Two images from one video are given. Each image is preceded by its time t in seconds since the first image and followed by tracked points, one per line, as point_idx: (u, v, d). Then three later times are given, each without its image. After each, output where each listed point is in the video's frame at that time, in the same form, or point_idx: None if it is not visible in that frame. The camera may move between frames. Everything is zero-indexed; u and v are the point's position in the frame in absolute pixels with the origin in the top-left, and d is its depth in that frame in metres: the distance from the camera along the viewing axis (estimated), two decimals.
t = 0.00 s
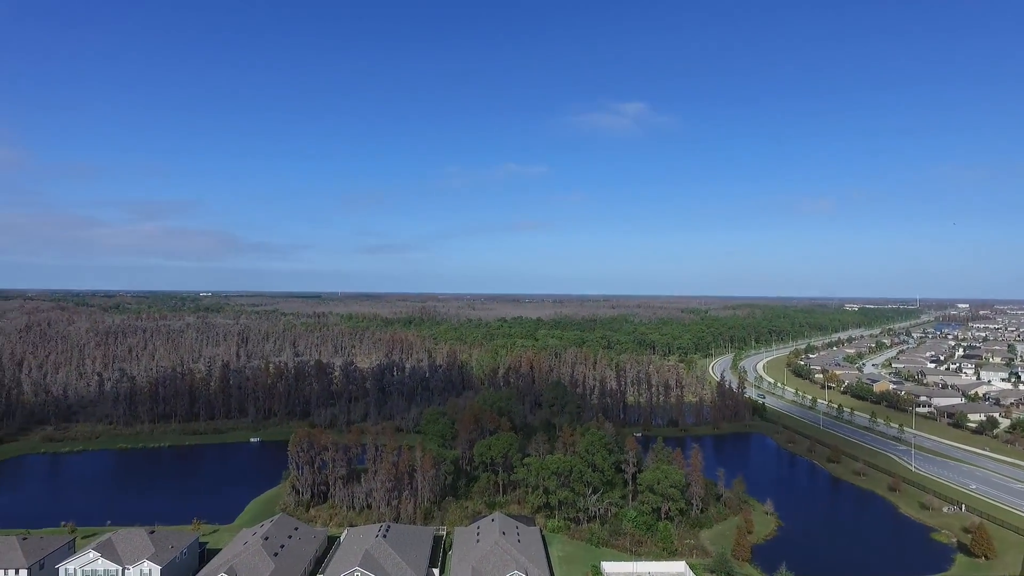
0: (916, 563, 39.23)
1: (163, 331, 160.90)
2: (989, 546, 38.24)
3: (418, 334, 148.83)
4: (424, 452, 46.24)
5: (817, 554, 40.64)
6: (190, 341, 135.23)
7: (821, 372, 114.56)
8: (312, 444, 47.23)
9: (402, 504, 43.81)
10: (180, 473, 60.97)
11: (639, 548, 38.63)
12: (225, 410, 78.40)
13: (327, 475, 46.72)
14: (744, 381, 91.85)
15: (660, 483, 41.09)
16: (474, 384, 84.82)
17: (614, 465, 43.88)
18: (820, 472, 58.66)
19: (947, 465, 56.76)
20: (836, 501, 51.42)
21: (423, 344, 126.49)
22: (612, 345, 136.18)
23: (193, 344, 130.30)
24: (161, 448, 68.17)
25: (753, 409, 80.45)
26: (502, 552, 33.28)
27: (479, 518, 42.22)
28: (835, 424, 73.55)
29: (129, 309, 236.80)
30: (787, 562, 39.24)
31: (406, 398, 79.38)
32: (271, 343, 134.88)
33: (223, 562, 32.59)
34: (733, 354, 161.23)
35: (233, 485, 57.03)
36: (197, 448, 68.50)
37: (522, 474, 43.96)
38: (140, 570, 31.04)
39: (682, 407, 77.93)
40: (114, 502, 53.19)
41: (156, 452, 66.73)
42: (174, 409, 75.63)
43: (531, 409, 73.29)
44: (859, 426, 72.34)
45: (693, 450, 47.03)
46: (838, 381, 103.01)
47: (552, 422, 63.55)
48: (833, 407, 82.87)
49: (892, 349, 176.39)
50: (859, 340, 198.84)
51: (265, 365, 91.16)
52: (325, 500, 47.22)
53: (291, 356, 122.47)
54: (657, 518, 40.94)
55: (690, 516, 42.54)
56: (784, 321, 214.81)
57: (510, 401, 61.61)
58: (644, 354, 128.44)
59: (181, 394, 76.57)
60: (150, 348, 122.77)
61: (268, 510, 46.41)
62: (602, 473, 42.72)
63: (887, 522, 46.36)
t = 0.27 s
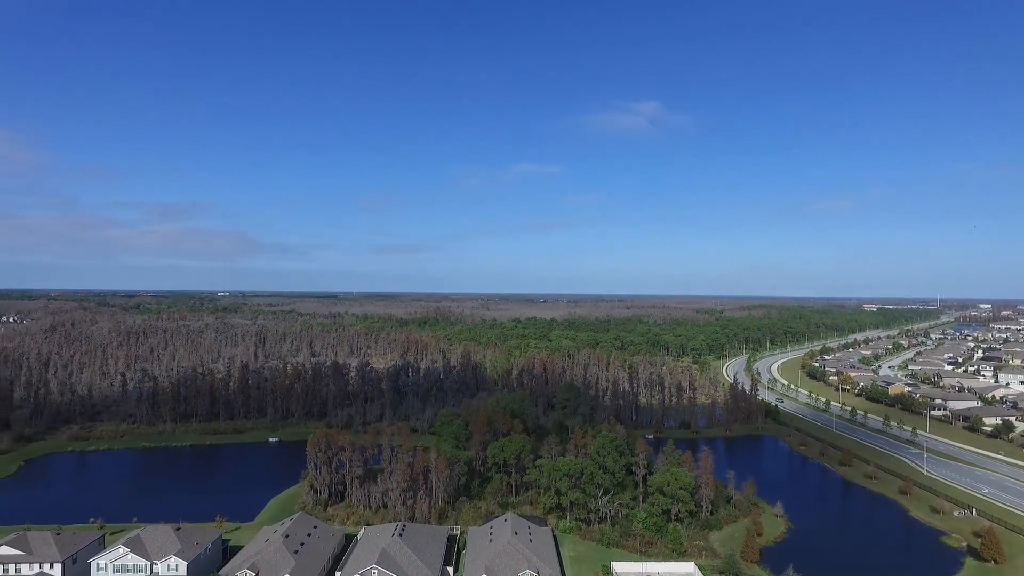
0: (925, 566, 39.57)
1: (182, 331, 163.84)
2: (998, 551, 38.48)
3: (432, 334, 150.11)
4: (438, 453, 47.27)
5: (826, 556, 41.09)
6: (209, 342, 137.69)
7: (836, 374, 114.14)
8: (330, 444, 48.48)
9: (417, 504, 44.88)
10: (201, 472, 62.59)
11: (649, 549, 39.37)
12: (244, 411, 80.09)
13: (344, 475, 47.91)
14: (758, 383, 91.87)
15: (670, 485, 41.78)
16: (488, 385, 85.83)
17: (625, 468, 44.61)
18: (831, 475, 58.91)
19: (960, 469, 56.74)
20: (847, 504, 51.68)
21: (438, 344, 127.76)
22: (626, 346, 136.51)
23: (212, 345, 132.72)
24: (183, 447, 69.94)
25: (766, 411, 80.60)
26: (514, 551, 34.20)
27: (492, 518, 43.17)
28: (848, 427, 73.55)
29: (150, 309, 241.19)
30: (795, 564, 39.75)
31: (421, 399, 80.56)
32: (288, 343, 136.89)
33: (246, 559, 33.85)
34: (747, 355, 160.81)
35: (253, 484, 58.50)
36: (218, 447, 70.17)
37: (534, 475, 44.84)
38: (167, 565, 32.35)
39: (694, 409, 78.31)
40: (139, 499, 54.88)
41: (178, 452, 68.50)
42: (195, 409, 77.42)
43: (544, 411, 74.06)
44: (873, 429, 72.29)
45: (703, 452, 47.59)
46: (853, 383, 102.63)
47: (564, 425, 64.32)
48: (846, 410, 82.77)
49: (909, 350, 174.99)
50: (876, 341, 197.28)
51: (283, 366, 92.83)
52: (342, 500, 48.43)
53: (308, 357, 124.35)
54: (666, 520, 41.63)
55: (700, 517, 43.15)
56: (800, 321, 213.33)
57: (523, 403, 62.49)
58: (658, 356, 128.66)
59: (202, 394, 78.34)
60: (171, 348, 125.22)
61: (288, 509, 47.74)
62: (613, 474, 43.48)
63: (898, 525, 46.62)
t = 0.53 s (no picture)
0: (937, 570, 39.85)
1: (204, 332, 167.09)
2: (1011, 555, 38.63)
3: (448, 335, 151.55)
4: (454, 454, 48.32)
5: (837, 559, 41.48)
6: (230, 342, 140.31)
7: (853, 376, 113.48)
8: (349, 445, 49.73)
9: (434, 504, 45.95)
10: (224, 471, 64.31)
11: (661, 550, 40.07)
12: (265, 411, 81.86)
13: (363, 475, 49.15)
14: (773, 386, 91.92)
15: (682, 487, 42.46)
16: (503, 386, 86.81)
17: (638, 470, 45.31)
18: (846, 479, 59.02)
19: (976, 473, 56.61)
20: (860, 507, 51.90)
21: (454, 346, 129.06)
22: (641, 348, 136.68)
23: (233, 345, 135.28)
24: (207, 446, 71.80)
25: (781, 414, 80.63)
26: (529, 551, 35.12)
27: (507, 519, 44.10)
28: (864, 430, 73.43)
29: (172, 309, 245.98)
30: (807, 567, 40.22)
31: (437, 400, 81.75)
32: (307, 344, 139.07)
33: (270, 555, 35.15)
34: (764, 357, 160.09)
35: (275, 483, 60.02)
36: (240, 447, 71.93)
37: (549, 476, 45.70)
38: (196, 561, 33.72)
39: (709, 411, 78.59)
40: (165, 497, 56.61)
41: (202, 451, 70.37)
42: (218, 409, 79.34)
43: (559, 413, 74.97)
44: (889, 432, 72.11)
45: (716, 455, 48.13)
46: (871, 386, 102.02)
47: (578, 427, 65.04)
48: (863, 413, 82.51)
49: (929, 352, 173.01)
50: (896, 343, 195.23)
51: (303, 368, 94.56)
52: (361, 499, 49.66)
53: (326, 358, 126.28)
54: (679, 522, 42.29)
55: (712, 519, 43.74)
56: (818, 323, 211.44)
57: (538, 405, 63.33)
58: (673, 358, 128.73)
59: (224, 395, 80.20)
60: (193, 349, 127.91)
61: (308, 507, 49.09)
62: (626, 476, 44.23)
63: (912, 529, 46.80)
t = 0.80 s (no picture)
0: (938, 571, 40.41)
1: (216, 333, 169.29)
2: (1012, 557, 39.13)
3: (457, 336, 152.68)
4: (463, 455, 49.27)
5: (840, 559, 42.12)
6: (243, 343, 142.16)
7: (862, 378, 113.47)
8: (360, 446, 50.85)
9: (442, 503, 46.94)
10: (238, 470, 65.64)
11: (666, 550, 40.89)
12: (278, 411, 83.25)
13: (374, 475, 50.24)
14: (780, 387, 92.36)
15: (686, 489, 43.26)
16: (511, 388, 87.76)
17: (643, 471, 46.11)
18: (851, 481, 59.52)
19: (981, 476, 56.97)
20: (864, 509, 52.35)
21: (463, 346, 130.15)
22: (649, 349, 137.21)
23: (245, 346, 137.08)
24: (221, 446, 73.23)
25: (788, 416, 81.03)
26: (535, 550, 35.99)
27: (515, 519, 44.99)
28: (871, 432, 73.76)
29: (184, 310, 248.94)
30: (810, 567, 40.84)
31: (446, 402, 82.89)
32: (318, 345, 140.71)
33: (284, 553, 36.23)
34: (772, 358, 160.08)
35: (287, 482, 61.19)
36: (253, 447, 73.33)
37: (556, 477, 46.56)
38: (213, 557, 34.87)
39: (715, 413, 79.16)
40: (180, 496, 57.97)
41: (217, 451, 71.78)
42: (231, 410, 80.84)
43: (566, 414, 75.88)
44: (895, 434, 72.38)
45: (720, 456, 48.82)
46: (879, 388, 102.03)
47: (585, 428, 65.91)
48: (869, 415, 82.77)
49: (939, 353, 172.39)
50: (905, 344, 194.47)
51: (314, 369, 95.96)
52: (372, 499, 50.74)
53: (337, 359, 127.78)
54: (683, 522, 43.06)
55: (716, 520, 44.46)
56: (827, 324, 210.83)
57: (545, 407, 64.24)
58: (681, 359, 129.21)
59: (238, 395, 81.63)
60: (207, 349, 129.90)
61: (321, 506, 50.24)
62: (631, 477, 45.07)
63: (915, 531, 47.30)
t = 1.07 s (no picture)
0: (930, 571, 41.21)
1: (221, 333, 170.55)
2: (1002, 557, 39.91)
3: (459, 337, 153.66)
4: (465, 457, 50.24)
5: (835, 559, 42.95)
6: (247, 343, 143.33)
7: (862, 379, 114.15)
8: (364, 447, 51.87)
9: (445, 504, 47.89)
10: (244, 471, 66.72)
11: (664, 550, 41.76)
12: (283, 412, 84.34)
13: (378, 475, 51.15)
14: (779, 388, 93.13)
15: (684, 490, 44.11)
16: (513, 389, 88.63)
17: (641, 473, 46.98)
18: (847, 482, 60.35)
19: (976, 477, 57.72)
20: (860, 510, 53.17)
21: (465, 347, 131.09)
22: (650, 350, 138.03)
23: (250, 347, 138.24)
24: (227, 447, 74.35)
25: (787, 417, 81.85)
26: (535, 550, 36.94)
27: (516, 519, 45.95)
28: (869, 433, 74.53)
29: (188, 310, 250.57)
30: (804, 567, 41.68)
31: (449, 403, 83.86)
32: (322, 345, 141.84)
33: (291, 552, 37.24)
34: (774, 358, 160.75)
35: (293, 483, 62.23)
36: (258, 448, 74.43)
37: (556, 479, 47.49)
38: (222, 556, 35.89)
39: (715, 414, 80.03)
40: (188, 496, 59.05)
41: (223, 451, 72.90)
42: (237, 411, 81.97)
43: (567, 416, 76.81)
44: (893, 435, 73.14)
45: (718, 458, 49.67)
46: (878, 389, 102.72)
47: (586, 429, 66.82)
48: (868, 416, 83.54)
49: (940, 354, 172.90)
50: (907, 345, 194.91)
51: (318, 370, 97.02)
52: (376, 499, 51.75)
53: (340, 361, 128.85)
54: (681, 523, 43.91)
55: (713, 520, 45.33)
56: (829, 324, 211.17)
57: (547, 408, 65.17)
58: (682, 360, 130.08)
59: (243, 396, 82.71)
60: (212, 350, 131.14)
61: (325, 506, 51.28)
62: (630, 478, 45.96)
63: (909, 531, 48.11)
